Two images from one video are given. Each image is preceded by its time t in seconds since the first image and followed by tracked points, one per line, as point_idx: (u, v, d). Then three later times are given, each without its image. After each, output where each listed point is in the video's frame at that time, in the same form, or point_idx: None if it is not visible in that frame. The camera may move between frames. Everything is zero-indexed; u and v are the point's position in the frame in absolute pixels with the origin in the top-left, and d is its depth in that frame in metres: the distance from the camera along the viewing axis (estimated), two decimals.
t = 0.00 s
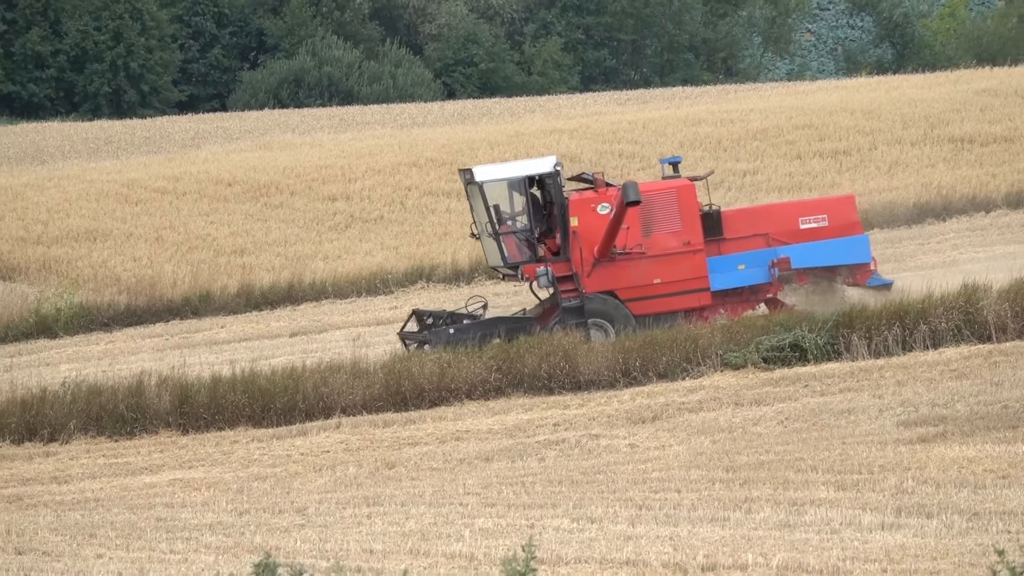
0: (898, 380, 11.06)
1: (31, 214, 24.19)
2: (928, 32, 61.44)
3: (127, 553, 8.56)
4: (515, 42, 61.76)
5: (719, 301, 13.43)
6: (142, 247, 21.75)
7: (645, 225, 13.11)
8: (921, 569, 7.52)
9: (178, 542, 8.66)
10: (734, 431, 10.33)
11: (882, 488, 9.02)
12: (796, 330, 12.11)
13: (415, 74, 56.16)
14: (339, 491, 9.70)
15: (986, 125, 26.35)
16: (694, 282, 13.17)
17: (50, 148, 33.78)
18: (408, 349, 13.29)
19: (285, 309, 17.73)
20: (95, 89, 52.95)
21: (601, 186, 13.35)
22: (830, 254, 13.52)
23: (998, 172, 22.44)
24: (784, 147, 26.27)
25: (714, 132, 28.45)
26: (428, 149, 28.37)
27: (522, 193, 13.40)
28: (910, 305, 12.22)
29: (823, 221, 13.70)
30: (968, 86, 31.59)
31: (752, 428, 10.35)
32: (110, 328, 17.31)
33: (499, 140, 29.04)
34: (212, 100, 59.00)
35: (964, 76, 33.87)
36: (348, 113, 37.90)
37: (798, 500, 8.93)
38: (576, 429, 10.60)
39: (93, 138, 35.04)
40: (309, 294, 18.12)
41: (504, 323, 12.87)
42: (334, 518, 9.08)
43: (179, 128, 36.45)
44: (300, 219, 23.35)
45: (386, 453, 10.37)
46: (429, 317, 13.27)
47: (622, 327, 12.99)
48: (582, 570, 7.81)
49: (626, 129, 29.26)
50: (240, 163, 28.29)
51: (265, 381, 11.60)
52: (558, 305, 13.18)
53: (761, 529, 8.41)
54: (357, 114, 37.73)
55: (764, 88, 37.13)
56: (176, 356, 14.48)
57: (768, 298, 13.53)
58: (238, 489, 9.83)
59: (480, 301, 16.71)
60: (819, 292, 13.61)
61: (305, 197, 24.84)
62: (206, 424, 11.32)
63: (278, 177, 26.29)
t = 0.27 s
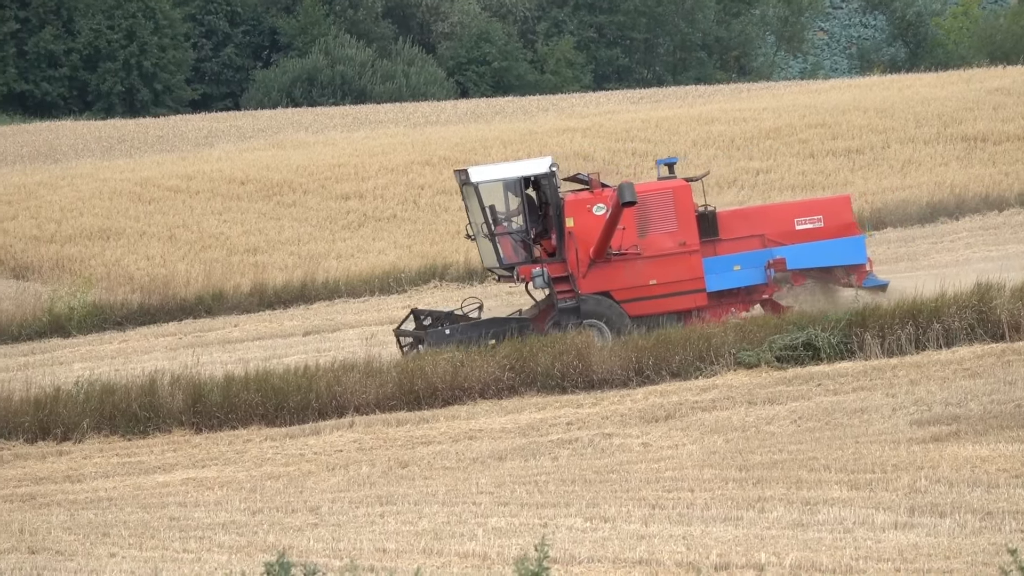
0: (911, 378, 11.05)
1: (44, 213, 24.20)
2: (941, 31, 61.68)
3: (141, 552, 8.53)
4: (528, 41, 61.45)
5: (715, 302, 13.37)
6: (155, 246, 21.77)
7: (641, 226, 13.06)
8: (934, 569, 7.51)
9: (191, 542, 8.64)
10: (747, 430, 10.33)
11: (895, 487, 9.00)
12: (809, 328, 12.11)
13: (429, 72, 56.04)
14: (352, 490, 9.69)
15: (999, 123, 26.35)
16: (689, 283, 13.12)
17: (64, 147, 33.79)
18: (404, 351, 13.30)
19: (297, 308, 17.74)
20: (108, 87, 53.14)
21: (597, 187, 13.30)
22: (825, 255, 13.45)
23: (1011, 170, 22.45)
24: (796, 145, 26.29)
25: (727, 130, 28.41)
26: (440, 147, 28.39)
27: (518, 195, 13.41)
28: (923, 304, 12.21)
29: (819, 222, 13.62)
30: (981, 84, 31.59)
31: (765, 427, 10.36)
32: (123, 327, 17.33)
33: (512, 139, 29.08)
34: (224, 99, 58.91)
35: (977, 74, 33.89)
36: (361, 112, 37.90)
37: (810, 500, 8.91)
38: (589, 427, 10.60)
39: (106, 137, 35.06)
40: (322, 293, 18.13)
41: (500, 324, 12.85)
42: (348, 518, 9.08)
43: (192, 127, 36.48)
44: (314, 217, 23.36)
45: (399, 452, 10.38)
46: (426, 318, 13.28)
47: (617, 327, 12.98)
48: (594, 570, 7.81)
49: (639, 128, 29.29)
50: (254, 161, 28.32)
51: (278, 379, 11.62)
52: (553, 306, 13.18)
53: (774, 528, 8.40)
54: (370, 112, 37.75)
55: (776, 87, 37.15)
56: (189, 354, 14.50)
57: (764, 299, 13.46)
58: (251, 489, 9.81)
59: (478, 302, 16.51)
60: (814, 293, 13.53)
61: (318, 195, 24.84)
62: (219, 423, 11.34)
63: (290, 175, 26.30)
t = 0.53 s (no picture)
0: (917, 377, 11.06)
1: (50, 212, 24.21)
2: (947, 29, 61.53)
3: (146, 552, 8.52)
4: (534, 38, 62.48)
5: (705, 302, 13.31)
6: (161, 244, 21.76)
7: (630, 227, 13.00)
8: (939, 567, 7.50)
9: (197, 541, 8.64)
10: (753, 428, 10.33)
11: (901, 485, 9.00)
12: (814, 327, 12.13)
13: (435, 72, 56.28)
14: (358, 489, 9.69)
15: (1005, 121, 26.38)
16: (679, 284, 13.07)
17: (68, 146, 33.80)
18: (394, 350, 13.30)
19: (302, 306, 17.73)
20: (114, 86, 53.35)
21: (586, 187, 13.22)
22: (815, 255, 13.45)
23: (1016, 169, 22.47)
24: (801, 144, 26.30)
25: (732, 128, 28.42)
26: (446, 146, 28.41)
27: (507, 195, 13.34)
28: (929, 302, 12.23)
29: (808, 222, 13.64)
30: (986, 82, 31.65)
31: (770, 425, 10.36)
32: (128, 326, 17.33)
33: (517, 138, 29.10)
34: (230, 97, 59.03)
35: (982, 72, 33.94)
36: (366, 110, 37.91)
37: (815, 498, 8.91)
38: (594, 426, 10.61)
39: (112, 136, 35.08)
40: (327, 292, 18.14)
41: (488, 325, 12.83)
42: (353, 516, 9.08)
43: (198, 126, 36.48)
44: (319, 216, 23.36)
45: (405, 451, 10.38)
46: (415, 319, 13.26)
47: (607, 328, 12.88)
48: (599, 568, 7.80)
49: (645, 127, 29.32)
50: (259, 160, 28.32)
51: (283, 378, 11.62)
52: (543, 306, 13.09)
53: (780, 526, 8.40)
54: (375, 111, 37.77)
55: (781, 85, 37.19)
56: (193, 353, 14.50)
57: (754, 299, 13.41)
58: (257, 488, 9.81)
59: (467, 302, 16.39)
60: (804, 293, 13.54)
61: (324, 194, 24.84)
62: (224, 422, 11.34)
63: (296, 174, 26.30)
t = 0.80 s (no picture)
0: (928, 376, 11.05)
1: (61, 211, 24.20)
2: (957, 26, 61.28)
3: (158, 551, 8.50)
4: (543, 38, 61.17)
5: (697, 304, 13.32)
6: (172, 244, 21.75)
7: (623, 229, 13.02)
8: (951, 566, 7.49)
9: (209, 541, 8.63)
10: (764, 428, 10.32)
11: (912, 485, 8.99)
12: (826, 326, 12.14)
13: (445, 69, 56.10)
14: (369, 488, 9.68)
15: (1017, 120, 26.36)
16: (671, 286, 13.08)
17: (79, 145, 33.79)
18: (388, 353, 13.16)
19: (314, 306, 17.72)
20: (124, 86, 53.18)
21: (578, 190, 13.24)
22: (807, 256, 13.48)
23: None
24: (812, 142, 26.29)
25: (743, 127, 28.39)
26: (457, 145, 28.40)
27: (499, 198, 13.23)
28: (940, 301, 12.23)
29: (800, 223, 13.67)
30: (997, 81, 31.62)
31: (782, 425, 10.35)
32: (139, 326, 17.33)
33: (528, 137, 29.08)
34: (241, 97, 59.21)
35: (992, 71, 33.92)
36: (376, 110, 37.87)
37: (827, 497, 8.90)
38: (606, 425, 10.60)
39: (123, 135, 35.05)
40: (338, 291, 18.12)
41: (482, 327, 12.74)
42: (365, 516, 9.07)
43: (208, 125, 36.44)
44: (331, 215, 23.34)
45: (416, 451, 10.37)
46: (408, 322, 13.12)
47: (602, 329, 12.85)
48: (611, 568, 7.77)
49: (656, 126, 29.31)
50: (270, 159, 28.30)
51: (294, 378, 11.63)
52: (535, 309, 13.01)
53: (792, 526, 8.39)
54: (386, 110, 37.74)
55: (792, 84, 37.16)
56: (204, 352, 14.50)
57: (747, 301, 13.42)
58: (269, 487, 9.81)
59: (459, 304, 16.33)
60: (797, 295, 13.57)
61: (334, 193, 24.82)
62: (236, 421, 11.34)
63: (306, 173, 26.28)
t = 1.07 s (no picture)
0: (942, 376, 11.05)
1: (76, 212, 24.25)
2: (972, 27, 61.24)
3: (172, 551, 8.50)
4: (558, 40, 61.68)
5: (694, 307, 13.34)
6: (187, 244, 21.77)
7: (620, 231, 13.01)
8: (964, 566, 7.50)
9: (223, 540, 8.64)
10: (778, 428, 10.33)
11: (925, 485, 8.99)
12: (840, 327, 12.16)
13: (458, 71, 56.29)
14: (382, 488, 9.68)
15: None
16: (668, 288, 13.08)
17: (94, 146, 33.84)
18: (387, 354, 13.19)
19: (328, 306, 17.75)
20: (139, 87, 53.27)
21: (576, 193, 13.21)
22: (805, 259, 13.44)
23: None
24: (826, 143, 26.32)
25: (757, 128, 28.42)
26: (471, 146, 28.45)
27: (497, 200, 13.16)
28: (954, 302, 12.25)
29: (799, 226, 13.61)
30: (1011, 82, 31.65)
31: (796, 424, 10.35)
32: (154, 326, 17.37)
33: (542, 138, 29.11)
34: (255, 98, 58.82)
35: (1006, 72, 33.95)
36: (390, 110, 37.89)
37: (841, 497, 8.90)
38: (620, 425, 10.61)
39: (137, 136, 35.08)
40: (352, 292, 18.15)
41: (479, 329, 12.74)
42: (379, 516, 9.07)
43: (222, 126, 36.47)
44: (345, 216, 23.36)
45: (430, 451, 10.38)
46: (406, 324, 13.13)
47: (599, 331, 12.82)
48: (626, 567, 7.77)
49: (671, 126, 29.36)
50: (285, 160, 28.33)
51: (308, 378, 11.64)
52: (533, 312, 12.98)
53: (805, 526, 8.39)
54: (400, 111, 37.78)
55: (806, 85, 37.18)
56: (219, 353, 14.53)
57: (744, 304, 13.42)
58: (283, 487, 9.81)
59: (456, 306, 16.24)
60: (795, 298, 13.54)
61: (349, 194, 24.84)
62: (250, 421, 11.36)
63: (320, 174, 26.32)
